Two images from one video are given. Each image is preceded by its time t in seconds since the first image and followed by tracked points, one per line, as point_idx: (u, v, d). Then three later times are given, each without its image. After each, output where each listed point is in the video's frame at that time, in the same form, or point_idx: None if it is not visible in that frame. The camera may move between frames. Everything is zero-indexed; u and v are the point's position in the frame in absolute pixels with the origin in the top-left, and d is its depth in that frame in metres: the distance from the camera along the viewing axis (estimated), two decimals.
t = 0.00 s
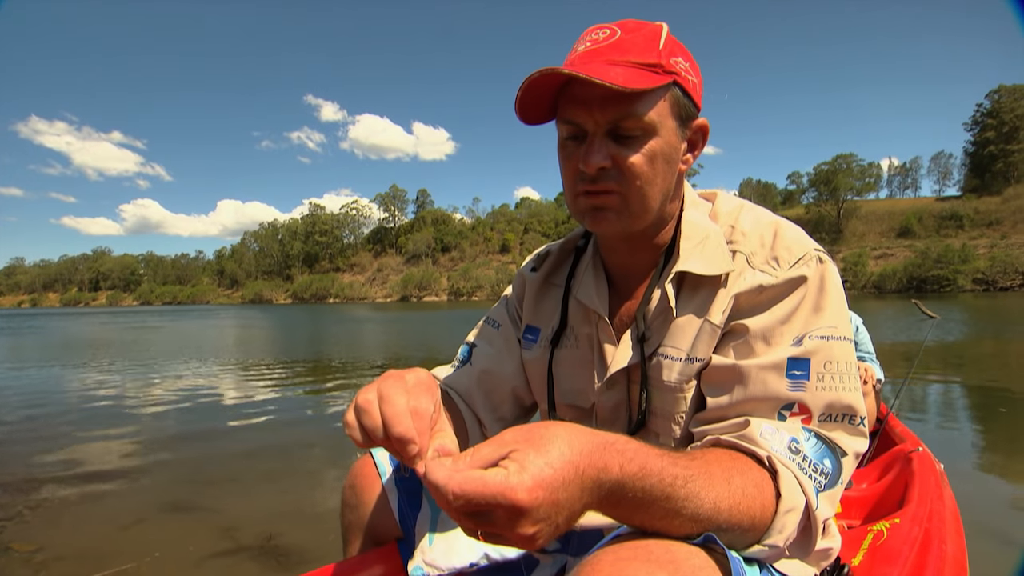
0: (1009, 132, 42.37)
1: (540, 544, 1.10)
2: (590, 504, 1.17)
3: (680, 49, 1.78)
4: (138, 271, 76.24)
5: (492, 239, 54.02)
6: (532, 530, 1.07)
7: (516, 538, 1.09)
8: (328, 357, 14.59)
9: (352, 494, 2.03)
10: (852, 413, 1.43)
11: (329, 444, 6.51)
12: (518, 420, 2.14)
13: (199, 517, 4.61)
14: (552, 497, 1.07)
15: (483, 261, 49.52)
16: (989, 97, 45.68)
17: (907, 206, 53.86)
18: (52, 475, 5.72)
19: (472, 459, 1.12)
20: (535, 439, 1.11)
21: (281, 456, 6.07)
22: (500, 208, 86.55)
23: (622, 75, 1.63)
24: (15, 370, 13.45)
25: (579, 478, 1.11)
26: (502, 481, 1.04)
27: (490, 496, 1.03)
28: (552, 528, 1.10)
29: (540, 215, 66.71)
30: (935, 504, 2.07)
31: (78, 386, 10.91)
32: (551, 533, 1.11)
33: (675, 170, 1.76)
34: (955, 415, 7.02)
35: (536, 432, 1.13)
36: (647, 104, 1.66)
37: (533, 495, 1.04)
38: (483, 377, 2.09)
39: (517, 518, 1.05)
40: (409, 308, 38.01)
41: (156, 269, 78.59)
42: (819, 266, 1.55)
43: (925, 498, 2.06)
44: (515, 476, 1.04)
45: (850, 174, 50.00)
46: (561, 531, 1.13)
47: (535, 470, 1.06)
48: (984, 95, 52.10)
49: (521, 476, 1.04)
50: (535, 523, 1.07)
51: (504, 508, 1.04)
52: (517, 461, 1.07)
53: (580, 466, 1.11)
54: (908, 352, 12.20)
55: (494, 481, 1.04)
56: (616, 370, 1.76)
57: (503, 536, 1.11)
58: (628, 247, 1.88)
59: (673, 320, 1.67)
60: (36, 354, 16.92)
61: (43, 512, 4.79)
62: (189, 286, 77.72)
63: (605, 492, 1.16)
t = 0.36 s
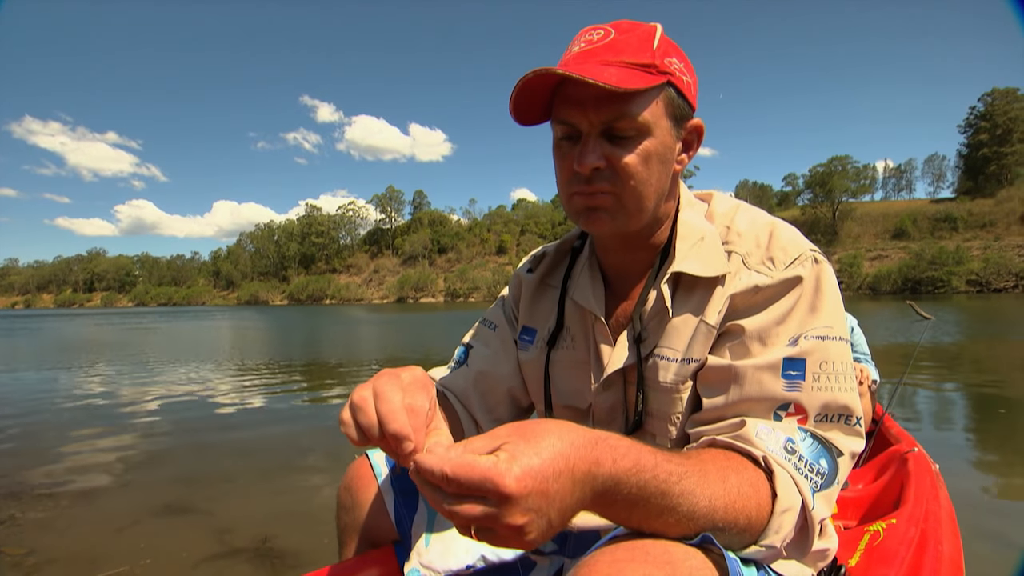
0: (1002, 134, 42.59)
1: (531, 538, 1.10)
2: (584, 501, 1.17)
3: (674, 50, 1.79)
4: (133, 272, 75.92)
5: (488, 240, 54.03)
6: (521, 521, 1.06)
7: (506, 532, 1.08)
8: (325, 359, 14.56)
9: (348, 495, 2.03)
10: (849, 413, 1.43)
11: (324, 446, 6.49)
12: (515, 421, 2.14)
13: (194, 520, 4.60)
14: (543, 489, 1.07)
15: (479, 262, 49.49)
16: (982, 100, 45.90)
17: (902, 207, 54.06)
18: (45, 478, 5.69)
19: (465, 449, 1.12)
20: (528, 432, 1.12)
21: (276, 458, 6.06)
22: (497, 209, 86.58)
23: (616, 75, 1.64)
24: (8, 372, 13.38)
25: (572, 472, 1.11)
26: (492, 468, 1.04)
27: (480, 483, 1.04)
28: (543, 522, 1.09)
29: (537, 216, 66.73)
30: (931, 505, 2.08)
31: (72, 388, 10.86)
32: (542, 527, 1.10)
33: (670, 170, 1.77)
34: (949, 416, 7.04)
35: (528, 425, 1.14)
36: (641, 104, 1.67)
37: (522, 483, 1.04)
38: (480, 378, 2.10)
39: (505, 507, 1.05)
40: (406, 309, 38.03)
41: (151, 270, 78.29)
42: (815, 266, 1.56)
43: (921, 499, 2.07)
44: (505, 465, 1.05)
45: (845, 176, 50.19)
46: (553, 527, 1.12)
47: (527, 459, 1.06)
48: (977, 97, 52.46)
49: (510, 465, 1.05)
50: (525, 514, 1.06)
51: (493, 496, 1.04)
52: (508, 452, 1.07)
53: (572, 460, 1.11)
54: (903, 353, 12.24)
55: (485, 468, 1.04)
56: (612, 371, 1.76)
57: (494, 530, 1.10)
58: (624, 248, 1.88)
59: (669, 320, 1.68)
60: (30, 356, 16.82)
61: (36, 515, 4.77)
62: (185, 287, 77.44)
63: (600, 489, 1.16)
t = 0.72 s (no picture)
0: (995, 135, 42.89)
1: (513, 519, 1.10)
2: (577, 494, 1.17)
3: (666, 48, 1.79)
4: (128, 274, 75.63)
5: (485, 241, 54.08)
6: (503, 496, 1.07)
7: (493, 518, 1.09)
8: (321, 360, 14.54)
9: (342, 498, 2.03)
10: (843, 411, 1.44)
11: (320, 448, 6.48)
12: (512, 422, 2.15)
13: (189, 522, 4.59)
14: (530, 471, 1.09)
15: (475, 262, 49.49)
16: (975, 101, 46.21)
17: (896, 207, 54.37)
18: (37, 481, 5.66)
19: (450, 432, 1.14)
20: (515, 416, 1.15)
21: (271, 460, 6.05)
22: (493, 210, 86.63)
23: (608, 73, 1.65)
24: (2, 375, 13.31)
25: (561, 461, 1.12)
26: (478, 446, 1.07)
27: (465, 455, 1.06)
28: (527, 503, 1.09)
29: (533, 217, 66.79)
30: (927, 503, 2.09)
31: (66, 391, 10.80)
32: (526, 510, 1.10)
33: (663, 168, 1.77)
34: (944, 415, 7.08)
35: (516, 413, 1.16)
36: (633, 102, 1.68)
37: (504, 458, 1.07)
38: (476, 380, 2.10)
39: (488, 482, 1.06)
40: (402, 310, 37.98)
41: (145, 271, 77.96)
42: (809, 265, 1.56)
43: (916, 498, 2.08)
44: (490, 443, 1.08)
45: (840, 177, 50.43)
46: (540, 515, 1.13)
47: (513, 439, 1.09)
48: (971, 97, 52.67)
49: (496, 442, 1.08)
50: (508, 488, 1.07)
51: (477, 469, 1.06)
52: (495, 432, 1.10)
53: (561, 450, 1.13)
54: (898, 352, 12.30)
55: (471, 447, 1.07)
56: (607, 371, 1.77)
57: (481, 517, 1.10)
58: (618, 247, 1.89)
59: (662, 320, 1.68)
60: (24, 358, 16.73)
61: (28, 518, 4.74)
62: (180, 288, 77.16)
63: (591, 483, 1.17)
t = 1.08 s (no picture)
0: (990, 134, 43.08)
1: (520, 518, 1.10)
2: (582, 495, 1.17)
3: (660, 44, 1.79)
4: (124, 276, 75.45)
5: (482, 241, 54.12)
6: (512, 493, 1.08)
7: (497, 519, 1.09)
8: (318, 362, 14.53)
9: (340, 500, 2.02)
10: (845, 407, 1.45)
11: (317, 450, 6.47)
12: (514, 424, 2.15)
13: (186, 525, 4.58)
14: (537, 468, 1.09)
15: (473, 263, 49.50)
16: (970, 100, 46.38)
17: (893, 206, 54.51)
18: (33, 486, 5.63)
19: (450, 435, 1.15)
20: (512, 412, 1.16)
21: (268, 462, 6.03)
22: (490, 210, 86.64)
23: (601, 69, 1.65)
24: None
25: (567, 458, 1.12)
26: (483, 443, 1.09)
27: (473, 456, 1.07)
28: (534, 500, 1.10)
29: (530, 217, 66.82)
30: (927, 501, 2.09)
31: (62, 394, 10.77)
32: (531, 508, 1.10)
33: (660, 164, 1.77)
34: (941, 413, 7.10)
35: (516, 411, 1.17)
36: (627, 98, 1.68)
37: (511, 453, 1.09)
38: (476, 383, 2.10)
39: (497, 478, 1.07)
40: (400, 311, 37.97)
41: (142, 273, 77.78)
42: (810, 260, 1.57)
43: (917, 496, 2.08)
44: (494, 439, 1.10)
45: (836, 176, 50.56)
46: (545, 515, 1.13)
47: (517, 432, 1.11)
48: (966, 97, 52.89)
49: (500, 440, 1.09)
50: (516, 486, 1.08)
51: (484, 468, 1.07)
52: (495, 429, 1.12)
53: (566, 447, 1.13)
54: (895, 351, 12.34)
55: (476, 444, 1.09)
56: (604, 368, 1.76)
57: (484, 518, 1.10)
58: (615, 244, 1.89)
59: (661, 317, 1.68)
60: (20, 362, 16.67)
61: (24, 523, 4.72)
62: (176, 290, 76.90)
63: (597, 481, 1.17)
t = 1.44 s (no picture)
0: (987, 136, 43.27)
1: (529, 528, 1.09)
2: (588, 502, 1.16)
3: (663, 44, 1.80)
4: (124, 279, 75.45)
5: (481, 244, 54.18)
6: (522, 500, 1.07)
7: (504, 531, 1.08)
8: (318, 364, 14.54)
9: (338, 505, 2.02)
10: (849, 410, 1.45)
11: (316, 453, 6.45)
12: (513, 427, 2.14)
13: (184, 528, 4.57)
14: (546, 475, 1.08)
15: (473, 266, 49.55)
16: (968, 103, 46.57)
17: (891, 209, 54.65)
18: (29, 489, 5.62)
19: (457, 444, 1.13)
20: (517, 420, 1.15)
21: (266, 465, 6.02)
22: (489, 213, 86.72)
23: (606, 66, 1.65)
24: None
25: (573, 465, 1.11)
26: (493, 449, 1.08)
27: (483, 463, 1.06)
28: (545, 508, 1.09)
29: (530, 220, 66.88)
30: (928, 505, 2.09)
31: (60, 398, 10.77)
32: (540, 517, 1.09)
33: (662, 165, 1.77)
34: (940, 415, 7.11)
35: (521, 417, 1.16)
36: (631, 97, 1.68)
37: (520, 458, 1.08)
38: (475, 384, 2.10)
39: (507, 488, 1.06)
40: (400, 313, 37.99)
41: (141, 276, 77.72)
42: (812, 261, 1.57)
43: (918, 499, 2.08)
44: (502, 447, 1.08)
45: (835, 179, 50.69)
46: (553, 525, 1.12)
47: (526, 436, 1.11)
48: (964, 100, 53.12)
49: (508, 448, 1.08)
50: (526, 493, 1.07)
51: (493, 475, 1.06)
52: (501, 435, 1.10)
53: (572, 453, 1.12)
54: (894, 353, 12.37)
55: (484, 452, 1.07)
56: (604, 370, 1.76)
57: (491, 529, 1.08)
58: (616, 244, 1.88)
59: (662, 318, 1.68)
60: (18, 365, 16.67)
61: (20, 527, 4.71)
62: (176, 293, 76.83)
63: (603, 488, 1.16)
